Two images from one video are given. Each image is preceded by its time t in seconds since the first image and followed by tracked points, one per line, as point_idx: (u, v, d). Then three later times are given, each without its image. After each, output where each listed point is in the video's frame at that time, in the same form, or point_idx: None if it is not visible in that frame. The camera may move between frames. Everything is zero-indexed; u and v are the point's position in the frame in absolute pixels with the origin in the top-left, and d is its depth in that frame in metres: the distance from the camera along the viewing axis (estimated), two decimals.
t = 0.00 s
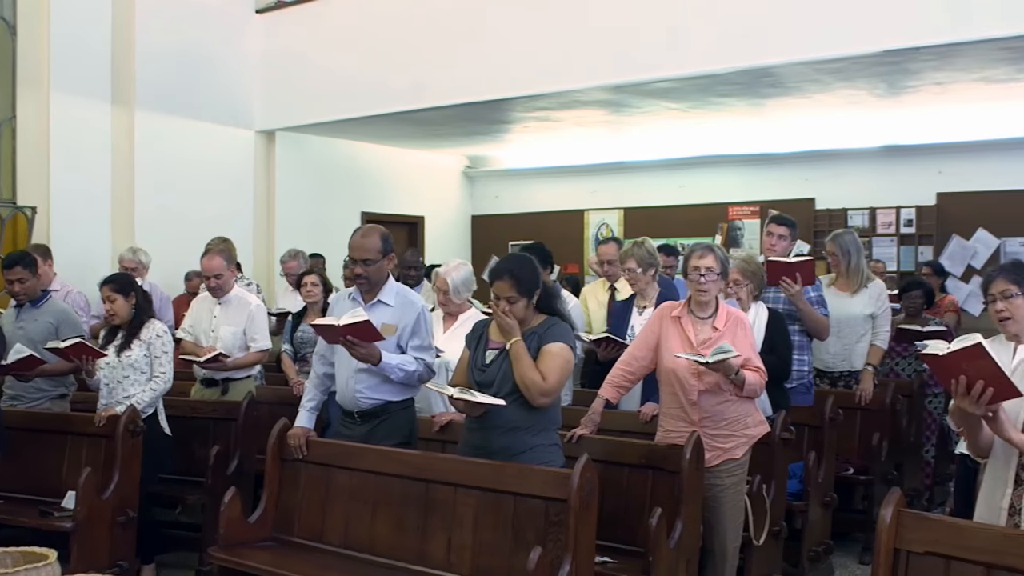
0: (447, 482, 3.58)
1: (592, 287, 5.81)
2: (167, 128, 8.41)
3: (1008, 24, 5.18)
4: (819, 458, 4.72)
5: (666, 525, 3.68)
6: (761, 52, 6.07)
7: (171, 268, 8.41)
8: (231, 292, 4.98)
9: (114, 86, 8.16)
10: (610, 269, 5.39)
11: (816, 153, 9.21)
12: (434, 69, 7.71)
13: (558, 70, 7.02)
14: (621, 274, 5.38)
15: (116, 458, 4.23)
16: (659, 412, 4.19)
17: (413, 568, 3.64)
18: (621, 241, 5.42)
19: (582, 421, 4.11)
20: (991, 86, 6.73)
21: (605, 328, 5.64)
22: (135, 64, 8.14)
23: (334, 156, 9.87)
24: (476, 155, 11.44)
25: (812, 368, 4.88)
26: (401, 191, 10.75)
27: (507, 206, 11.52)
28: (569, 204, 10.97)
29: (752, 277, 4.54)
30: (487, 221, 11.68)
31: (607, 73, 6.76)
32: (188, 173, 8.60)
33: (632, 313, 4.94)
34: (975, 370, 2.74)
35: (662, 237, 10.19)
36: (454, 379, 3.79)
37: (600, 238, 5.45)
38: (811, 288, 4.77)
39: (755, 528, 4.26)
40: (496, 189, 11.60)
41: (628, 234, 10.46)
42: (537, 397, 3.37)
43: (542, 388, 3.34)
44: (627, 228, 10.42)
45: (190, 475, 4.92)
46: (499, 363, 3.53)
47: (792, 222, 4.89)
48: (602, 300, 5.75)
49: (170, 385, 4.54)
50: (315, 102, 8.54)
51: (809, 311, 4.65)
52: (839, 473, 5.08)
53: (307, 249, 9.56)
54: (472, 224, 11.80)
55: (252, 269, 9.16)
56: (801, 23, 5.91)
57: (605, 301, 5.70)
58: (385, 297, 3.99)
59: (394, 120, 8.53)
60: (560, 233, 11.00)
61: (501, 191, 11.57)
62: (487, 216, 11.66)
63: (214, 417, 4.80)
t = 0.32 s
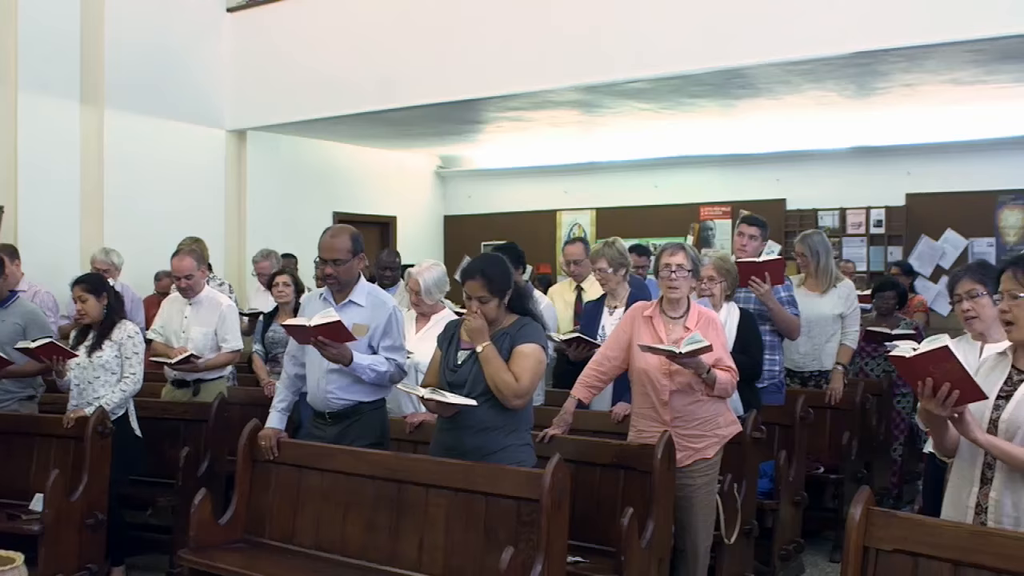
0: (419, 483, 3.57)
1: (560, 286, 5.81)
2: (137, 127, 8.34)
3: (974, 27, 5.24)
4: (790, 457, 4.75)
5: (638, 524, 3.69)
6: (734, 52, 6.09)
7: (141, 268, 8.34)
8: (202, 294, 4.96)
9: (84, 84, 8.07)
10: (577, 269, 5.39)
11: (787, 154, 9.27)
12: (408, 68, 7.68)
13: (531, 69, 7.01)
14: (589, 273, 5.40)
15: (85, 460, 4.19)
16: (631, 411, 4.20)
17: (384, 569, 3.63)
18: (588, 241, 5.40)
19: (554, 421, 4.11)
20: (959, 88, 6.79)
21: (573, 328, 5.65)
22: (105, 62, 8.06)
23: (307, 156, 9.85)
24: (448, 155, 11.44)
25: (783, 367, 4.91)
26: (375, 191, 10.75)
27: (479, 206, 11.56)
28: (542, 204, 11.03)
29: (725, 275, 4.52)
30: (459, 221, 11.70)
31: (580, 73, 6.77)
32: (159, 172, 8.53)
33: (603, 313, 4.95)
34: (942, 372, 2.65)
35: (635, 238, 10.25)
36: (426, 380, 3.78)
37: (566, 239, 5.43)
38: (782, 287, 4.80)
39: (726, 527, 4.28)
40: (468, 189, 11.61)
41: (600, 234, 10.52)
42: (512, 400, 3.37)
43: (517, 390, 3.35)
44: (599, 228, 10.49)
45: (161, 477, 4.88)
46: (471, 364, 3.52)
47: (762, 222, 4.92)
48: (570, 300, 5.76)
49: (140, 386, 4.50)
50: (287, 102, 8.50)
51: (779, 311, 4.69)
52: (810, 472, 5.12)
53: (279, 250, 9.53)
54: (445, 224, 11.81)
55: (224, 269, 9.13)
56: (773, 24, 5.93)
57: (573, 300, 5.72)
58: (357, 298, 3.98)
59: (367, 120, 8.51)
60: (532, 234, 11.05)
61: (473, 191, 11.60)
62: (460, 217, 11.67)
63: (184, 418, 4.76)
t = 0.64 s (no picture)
0: (393, 483, 3.56)
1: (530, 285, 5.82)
2: (110, 126, 8.29)
3: (944, 28, 5.29)
4: (764, 456, 4.78)
5: (613, 524, 3.70)
6: (708, 53, 6.12)
7: (114, 268, 8.30)
8: (178, 294, 4.93)
9: (56, 83, 8.03)
10: (548, 269, 5.42)
11: (761, 154, 9.32)
12: (384, 67, 7.66)
13: (507, 69, 7.01)
14: (559, 273, 5.44)
15: (57, 462, 4.16)
16: (606, 411, 4.21)
17: (359, 569, 3.62)
18: (558, 241, 5.43)
19: (529, 421, 4.11)
20: (932, 89, 6.85)
21: (546, 328, 5.66)
22: (77, 60, 8.01)
23: (282, 156, 9.82)
24: (423, 155, 11.43)
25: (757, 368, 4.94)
26: (351, 191, 10.73)
27: (454, 206, 11.57)
28: (518, 204, 11.05)
29: (700, 275, 4.55)
30: (435, 220, 11.70)
31: (556, 73, 6.77)
32: (132, 171, 8.48)
33: (577, 313, 4.96)
34: (914, 375, 2.64)
35: (611, 238, 10.28)
36: (402, 379, 3.75)
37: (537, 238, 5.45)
38: (757, 288, 4.83)
39: (701, 526, 4.30)
40: (444, 189, 11.62)
41: (576, 234, 10.55)
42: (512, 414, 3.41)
43: (517, 405, 3.37)
44: (575, 228, 10.52)
45: (135, 479, 4.84)
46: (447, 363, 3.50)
47: (736, 223, 4.94)
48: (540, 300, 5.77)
49: (113, 387, 4.47)
50: (262, 101, 8.47)
51: (752, 312, 4.72)
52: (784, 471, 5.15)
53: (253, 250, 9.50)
54: (420, 224, 11.81)
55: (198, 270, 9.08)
56: (747, 24, 5.96)
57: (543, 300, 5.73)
58: (331, 298, 3.97)
59: (342, 120, 8.51)
60: (508, 234, 11.07)
61: (449, 191, 11.60)
62: (435, 216, 11.66)
63: (157, 419, 4.73)
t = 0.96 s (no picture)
0: (368, 484, 3.55)
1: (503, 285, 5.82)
2: (82, 125, 8.23)
3: (915, 30, 5.34)
4: (739, 455, 4.80)
5: (589, 523, 3.70)
6: (683, 54, 6.14)
7: (87, 268, 8.24)
8: (152, 295, 4.90)
9: (27, 81, 7.97)
10: (519, 269, 5.44)
11: (737, 155, 9.36)
12: (359, 67, 7.63)
13: (483, 69, 7.00)
14: (530, 273, 5.45)
15: (27, 463, 4.12)
16: (582, 411, 4.20)
17: (334, 570, 3.60)
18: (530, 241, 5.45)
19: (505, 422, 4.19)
20: (904, 90, 6.91)
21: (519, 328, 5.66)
22: (49, 59, 7.95)
23: (256, 156, 9.77)
24: (398, 155, 11.41)
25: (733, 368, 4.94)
26: (325, 191, 10.70)
27: (429, 206, 11.55)
28: (493, 204, 11.05)
29: (677, 275, 4.57)
30: (409, 220, 11.67)
31: (532, 74, 6.77)
32: (106, 171, 8.42)
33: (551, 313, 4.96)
34: (885, 373, 2.66)
35: (586, 238, 10.30)
36: (379, 380, 3.70)
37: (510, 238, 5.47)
38: (731, 288, 4.86)
39: (676, 525, 4.31)
40: (420, 189, 11.60)
41: (551, 234, 10.57)
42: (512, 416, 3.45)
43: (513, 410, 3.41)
44: (550, 228, 10.54)
45: (108, 481, 4.80)
46: (428, 365, 3.44)
47: (713, 224, 4.98)
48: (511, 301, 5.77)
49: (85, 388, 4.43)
50: (236, 100, 8.43)
51: (727, 312, 4.74)
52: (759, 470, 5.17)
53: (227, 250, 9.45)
54: (395, 223, 11.78)
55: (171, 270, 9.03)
56: (722, 25, 5.98)
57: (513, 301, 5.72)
58: (306, 298, 3.96)
59: (317, 120, 8.48)
60: (483, 233, 11.07)
61: (425, 191, 11.59)
62: (410, 216, 11.64)
63: (131, 420, 4.70)
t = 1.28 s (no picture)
0: (340, 485, 3.54)
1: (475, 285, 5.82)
2: (51, 124, 8.15)
3: (884, 34, 5.38)
4: (711, 454, 4.83)
5: (561, 523, 3.71)
6: (656, 55, 6.16)
7: (55, 268, 8.16)
8: (123, 295, 4.87)
9: None
10: (491, 269, 5.45)
11: (711, 155, 9.40)
12: (333, 66, 7.60)
13: (456, 69, 6.99)
14: (502, 273, 5.47)
15: None
16: (555, 411, 4.20)
17: (305, 572, 3.59)
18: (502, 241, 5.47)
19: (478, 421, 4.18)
20: (878, 92, 6.97)
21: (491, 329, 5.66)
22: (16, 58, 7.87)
23: (229, 156, 9.71)
24: (371, 155, 11.37)
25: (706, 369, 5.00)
26: (298, 191, 10.64)
27: (402, 206, 11.53)
28: (466, 204, 11.04)
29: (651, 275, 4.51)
30: (382, 220, 11.64)
31: (505, 74, 6.77)
32: (74, 170, 8.34)
33: (524, 313, 4.96)
34: (853, 364, 2.66)
35: (559, 238, 10.30)
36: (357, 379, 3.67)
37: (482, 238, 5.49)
38: (704, 288, 4.89)
39: (648, 524, 4.33)
40: (393, 189, 11.57)
41: (523, 234, 10.57)
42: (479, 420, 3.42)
43: (478, 414, 3.38)
44: (523, 228, 10.54)
45: (78, 482, 4.76)
46: (407, 366, 3.43)
47: (687, 224, 5.00)
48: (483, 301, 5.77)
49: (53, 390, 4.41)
50: (209, 99, 8.38)
51: (700, 312, 4.77)
52: (731, 469, 5.19)
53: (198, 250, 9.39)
54: (367, 223, 11.74)
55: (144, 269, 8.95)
56: (695, 26, 6.01)
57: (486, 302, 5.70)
58: (278, 298, 3.95)
59: (289, 120, 8.45)
60: (455, 233, 11.05)
61: (397, 191, 11.56)
62: (382, 216, 11.61)
63: (101, 421, 4.66)
